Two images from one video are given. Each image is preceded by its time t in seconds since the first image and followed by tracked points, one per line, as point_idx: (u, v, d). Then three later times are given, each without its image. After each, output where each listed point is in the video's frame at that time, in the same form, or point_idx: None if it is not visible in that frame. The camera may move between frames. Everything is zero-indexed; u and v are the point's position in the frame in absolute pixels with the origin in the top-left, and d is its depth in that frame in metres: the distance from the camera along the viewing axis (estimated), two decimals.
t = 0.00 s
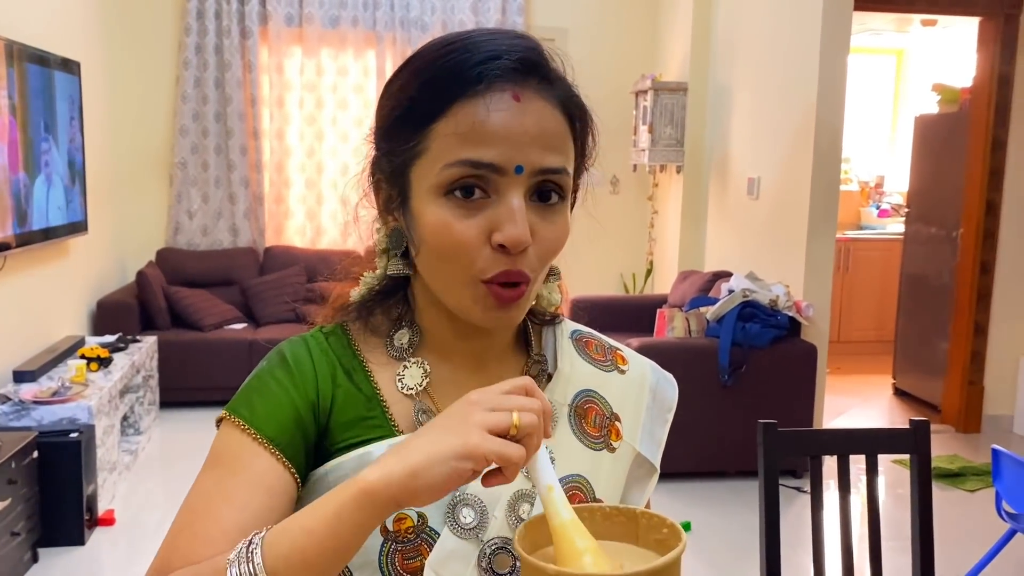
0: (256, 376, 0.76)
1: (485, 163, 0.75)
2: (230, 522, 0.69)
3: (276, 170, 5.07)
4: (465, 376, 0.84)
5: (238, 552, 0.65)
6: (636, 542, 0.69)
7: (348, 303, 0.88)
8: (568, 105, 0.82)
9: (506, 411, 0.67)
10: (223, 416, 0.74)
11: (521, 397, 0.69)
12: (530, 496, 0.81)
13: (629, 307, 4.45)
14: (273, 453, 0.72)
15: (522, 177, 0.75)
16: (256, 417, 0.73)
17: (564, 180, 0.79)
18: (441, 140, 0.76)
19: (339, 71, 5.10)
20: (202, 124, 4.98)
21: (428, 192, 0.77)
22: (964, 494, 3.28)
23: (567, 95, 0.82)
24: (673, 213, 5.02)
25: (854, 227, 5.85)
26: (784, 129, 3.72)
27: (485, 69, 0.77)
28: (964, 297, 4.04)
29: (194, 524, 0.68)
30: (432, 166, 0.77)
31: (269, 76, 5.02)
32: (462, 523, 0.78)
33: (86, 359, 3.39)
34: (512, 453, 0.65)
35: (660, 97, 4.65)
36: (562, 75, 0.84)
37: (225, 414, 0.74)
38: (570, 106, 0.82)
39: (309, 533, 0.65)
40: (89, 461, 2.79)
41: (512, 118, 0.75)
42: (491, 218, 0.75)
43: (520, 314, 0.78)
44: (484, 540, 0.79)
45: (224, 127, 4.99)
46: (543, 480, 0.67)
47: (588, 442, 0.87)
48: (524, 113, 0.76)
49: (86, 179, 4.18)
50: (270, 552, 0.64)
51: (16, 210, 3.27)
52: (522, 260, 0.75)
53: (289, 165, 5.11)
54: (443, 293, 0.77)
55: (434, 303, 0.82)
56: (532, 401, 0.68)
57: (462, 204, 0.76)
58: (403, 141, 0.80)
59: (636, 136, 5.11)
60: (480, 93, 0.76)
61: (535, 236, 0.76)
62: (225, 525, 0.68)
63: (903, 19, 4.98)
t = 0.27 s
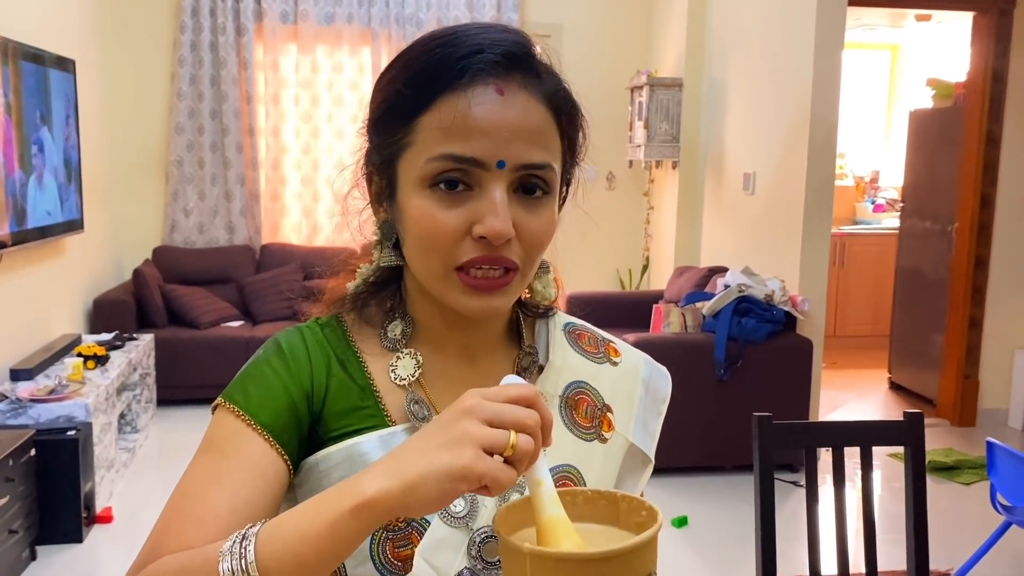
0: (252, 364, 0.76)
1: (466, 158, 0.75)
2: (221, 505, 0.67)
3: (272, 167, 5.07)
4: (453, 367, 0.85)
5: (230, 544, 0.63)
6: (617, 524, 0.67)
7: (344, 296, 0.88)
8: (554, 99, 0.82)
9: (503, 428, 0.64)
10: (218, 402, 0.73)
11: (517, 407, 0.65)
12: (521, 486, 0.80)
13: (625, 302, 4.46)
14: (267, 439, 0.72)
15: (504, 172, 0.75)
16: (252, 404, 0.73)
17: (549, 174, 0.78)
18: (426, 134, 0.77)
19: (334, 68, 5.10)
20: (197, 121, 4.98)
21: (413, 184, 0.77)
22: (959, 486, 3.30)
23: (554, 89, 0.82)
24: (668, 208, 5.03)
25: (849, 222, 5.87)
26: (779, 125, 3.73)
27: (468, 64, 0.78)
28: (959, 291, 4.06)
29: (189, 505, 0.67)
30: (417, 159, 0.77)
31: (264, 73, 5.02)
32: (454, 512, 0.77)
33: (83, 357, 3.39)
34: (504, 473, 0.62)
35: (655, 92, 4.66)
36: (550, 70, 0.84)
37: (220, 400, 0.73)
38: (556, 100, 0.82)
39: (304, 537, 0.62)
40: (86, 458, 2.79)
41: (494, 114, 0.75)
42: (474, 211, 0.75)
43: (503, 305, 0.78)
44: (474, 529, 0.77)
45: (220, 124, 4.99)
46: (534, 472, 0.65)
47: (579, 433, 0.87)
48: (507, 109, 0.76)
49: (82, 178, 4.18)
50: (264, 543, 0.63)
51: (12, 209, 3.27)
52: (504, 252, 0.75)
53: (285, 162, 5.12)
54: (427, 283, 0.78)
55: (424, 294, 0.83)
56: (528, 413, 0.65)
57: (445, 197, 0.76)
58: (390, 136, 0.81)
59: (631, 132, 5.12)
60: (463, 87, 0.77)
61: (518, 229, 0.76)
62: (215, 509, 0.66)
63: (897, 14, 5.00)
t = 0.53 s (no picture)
0: (255, 356, 0.78)
1: (474, 158, 0.76)
2: (226, 493, 0.68)
3: (268, 164, 5.07)
4: (452, 358, 0.86)
5: (240, 538, 0.65)
6: (604, 504, 0.68)
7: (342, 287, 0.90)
8: (558, 100, 0.82)
9: (499, 426, 0.63)
10: (222, 394, 0.74)
11: (514, 404, 0.64)
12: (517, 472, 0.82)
13: (622, 297, 4.47)
14: (271, 428, 0.73)
15: (509, 173, 0.76)
16: (256, 394, 0.74)
17: (552, 176, 0.80)
18: (433, 130, 0.77)
19: (330, 65, 5.10)
20: (194, 118, 4.98)
21: (419, 179, 0.78)
22: (954, 478, 3.32)
23: (558, 91, 0.82)
24: (664, 204, 5.05)
25: (845, 217, 5.89)
26: (774, 120, 3.74)
27: (478, 63, 0.78)
28: (953, 285, 4.08)
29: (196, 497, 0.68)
30: (424, 155, 0.78)
31: (260, 70, 5.02)
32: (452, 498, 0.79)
33: (81, 354, 3.40)
34: (500, 476, 0.61)
35: (650, 88, 4.66)
36: (554, 69, 0.85)
37: (225, 391, 0.74)
38: (559, 101, 0.83)
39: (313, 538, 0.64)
40: (85, 455, 2.80)
41: (502, 115, 0.76)
42: (478, 207, 0.76)
43: (502, 298, 0.80)
44: (472, 514, 0.79)
45: (216, 121, 4.99)
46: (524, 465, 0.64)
47: (576, 422, 0.89)
48: (514, 111, 0.76)
49: (78, 175, 4.18)
50: (275, 543, 0.64)
51: (9, 206, 3.27)
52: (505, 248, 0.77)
53: (281, 159, 5.12)
54: (428, 274, 0.79)
55: (423, 285, 0.84)
56: (524, 410, 0.64)
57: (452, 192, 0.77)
58: (396, 129, 0.81)
59: (627, 128, 5.13)
60: (473, 85, 0.77)
61: (520, 227, 0.78)
62: (222, 499, 0.68)
63: (892, 9, 5.01)
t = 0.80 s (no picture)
0: (265, 357, 0.79)
1: (480, 158, 0.78)
2: (246, 498, 0.71)
3: (266, 161, 5.09)
4: (458, 354, 0.88)
5: (271, 538, 0.67)
6: (612, 497, 0.70)
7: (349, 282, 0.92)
8: (567, 105, 0.84)
9: (504, 453, 0.61)
10: (234, 395, 0.76)
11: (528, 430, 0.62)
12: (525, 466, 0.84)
13: (619, 293, 4.49)
14: (283, 428, 0.75)
15: (516, 174, 0.78)
16: (266, 395, 0.76)
17: (557, 177, 0.81)
18: (443, 130, 0.79)
19: (327, 61, 5.11)
20: (191, 115, 4.98)
21: (428, 176, 0.80)
22: (949, 472, 3.35)
23: (567, 96, 0.84)
24: (661, 199, 5.07)
25: (840, 212, 5.92)
26: (770, 116, 3.76)
27: (490, 64, 0.79)
28: (948, 280, 4.10)
29: (217, 502, 0.70)
30: (433, 153, 0.80)
31: (258, 66, 5.02)
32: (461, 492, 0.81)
33: (81, 351, 3.41)
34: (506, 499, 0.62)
35: (647, 85, 4.67)
36: (564, 75, 0.86)
37: (236, 393, 0.76)
38: (568, 106, 0.84)
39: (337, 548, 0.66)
40: (86, 451, 2.82)
41: (511, 117, 0.77)
42: (484, 206, 0.78)
43: (505, 298, 0.82)
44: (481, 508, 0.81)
45: (214, 118, 4.99)
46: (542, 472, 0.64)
47: (581, 416, 0.91)
48: (522, 114, 0.78)
49: (76, 171, 4.19)
50: (304, 548, 0.66)
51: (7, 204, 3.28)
52: (510, 248, 0.79)
53: (279, 156, 5.13)
54: (433, 272, 0.81)
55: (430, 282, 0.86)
56: (537, 435, 0.62)
57: (461, 190, 0.79)
58: (407, 126, 0.83)
59: (624, 124, 5.15)
60: (484, 86, 0.78)
61: (525, 227, 0.79)
62: (240, 498, 0.70)
63: (887, 5, 5.03)
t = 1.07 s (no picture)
0: (286, 359, 0.80)
1: (512, 159, 0.78)
2: (273, 502, 0.72)
3: (265, 156, 5.09)
4: (478, 354, 0.89)
5: (297, 540, 0.68)
6: (637, 507, 0.72)
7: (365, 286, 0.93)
8: (588, 104, 0.85)
9: (515, 449, 0.62)
10: (257, 398, 0.77)
11: (536, 427, 0.63)
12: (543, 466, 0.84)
13: (619, 288, 4.50)
14: (305, 430, 0.76)
15: (546, 173, 0.79)
16: (288, 397, 0.76)
17: (583, 173, 0.82)
18: (471, 132, 0.79)
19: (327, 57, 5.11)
20: (191, 111, 4.98)
21: (457, 179, 0.80)
22: (948, 466, 3.36)
23: (588, 95, 0.85)
24: (661, 195, 5.08)
25: (839, 207, 5.93)
26: (769, 112, 3.77)
27: (518, 66, 0.79)
28: (947, 274, 4.12)
29: (244, 504, 0.71)
30: (462, 155, 0.80)
31: (257, 62, 5.02)
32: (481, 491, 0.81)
33: (83, 347, 3.41)
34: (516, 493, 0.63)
35: (647, 80, 4.67)
36: (583, 74, 0.87)
37: (259, 396, 0.77)
38: (589, 105, 0.86)
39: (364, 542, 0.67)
40: (89, 447, 2.82)
41: (540, 118, 0.78)
42: (515, 206, 0.78)
43: (533, 296, 0.82)
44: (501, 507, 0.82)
45: (213, 113, 4.99)
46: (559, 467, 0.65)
47: (599, 415, 0.91)
48: (551, 114, 0.78)
49: (76, 167, 4.19)
50: (331, 552, 0.67)
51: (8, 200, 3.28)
52: (540, 247, 0.79)
53: (278, 151, 5.13)
54: (461, 273, 0.82)
55: (451, 282, 0.87)
56: (546, 433, 0.63)
57: (490, 191, 0.79)
58: (431, 127, 0.83)
59: (623, 119, 5.15)
60: (513, 87, 0.79)
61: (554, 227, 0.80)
62: (267, 501, 0.71)
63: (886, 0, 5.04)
